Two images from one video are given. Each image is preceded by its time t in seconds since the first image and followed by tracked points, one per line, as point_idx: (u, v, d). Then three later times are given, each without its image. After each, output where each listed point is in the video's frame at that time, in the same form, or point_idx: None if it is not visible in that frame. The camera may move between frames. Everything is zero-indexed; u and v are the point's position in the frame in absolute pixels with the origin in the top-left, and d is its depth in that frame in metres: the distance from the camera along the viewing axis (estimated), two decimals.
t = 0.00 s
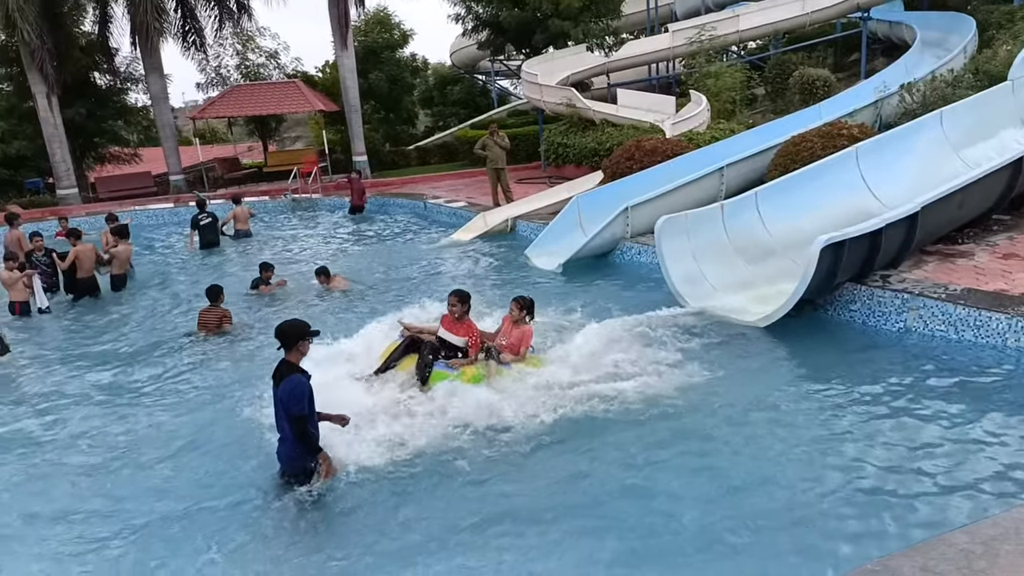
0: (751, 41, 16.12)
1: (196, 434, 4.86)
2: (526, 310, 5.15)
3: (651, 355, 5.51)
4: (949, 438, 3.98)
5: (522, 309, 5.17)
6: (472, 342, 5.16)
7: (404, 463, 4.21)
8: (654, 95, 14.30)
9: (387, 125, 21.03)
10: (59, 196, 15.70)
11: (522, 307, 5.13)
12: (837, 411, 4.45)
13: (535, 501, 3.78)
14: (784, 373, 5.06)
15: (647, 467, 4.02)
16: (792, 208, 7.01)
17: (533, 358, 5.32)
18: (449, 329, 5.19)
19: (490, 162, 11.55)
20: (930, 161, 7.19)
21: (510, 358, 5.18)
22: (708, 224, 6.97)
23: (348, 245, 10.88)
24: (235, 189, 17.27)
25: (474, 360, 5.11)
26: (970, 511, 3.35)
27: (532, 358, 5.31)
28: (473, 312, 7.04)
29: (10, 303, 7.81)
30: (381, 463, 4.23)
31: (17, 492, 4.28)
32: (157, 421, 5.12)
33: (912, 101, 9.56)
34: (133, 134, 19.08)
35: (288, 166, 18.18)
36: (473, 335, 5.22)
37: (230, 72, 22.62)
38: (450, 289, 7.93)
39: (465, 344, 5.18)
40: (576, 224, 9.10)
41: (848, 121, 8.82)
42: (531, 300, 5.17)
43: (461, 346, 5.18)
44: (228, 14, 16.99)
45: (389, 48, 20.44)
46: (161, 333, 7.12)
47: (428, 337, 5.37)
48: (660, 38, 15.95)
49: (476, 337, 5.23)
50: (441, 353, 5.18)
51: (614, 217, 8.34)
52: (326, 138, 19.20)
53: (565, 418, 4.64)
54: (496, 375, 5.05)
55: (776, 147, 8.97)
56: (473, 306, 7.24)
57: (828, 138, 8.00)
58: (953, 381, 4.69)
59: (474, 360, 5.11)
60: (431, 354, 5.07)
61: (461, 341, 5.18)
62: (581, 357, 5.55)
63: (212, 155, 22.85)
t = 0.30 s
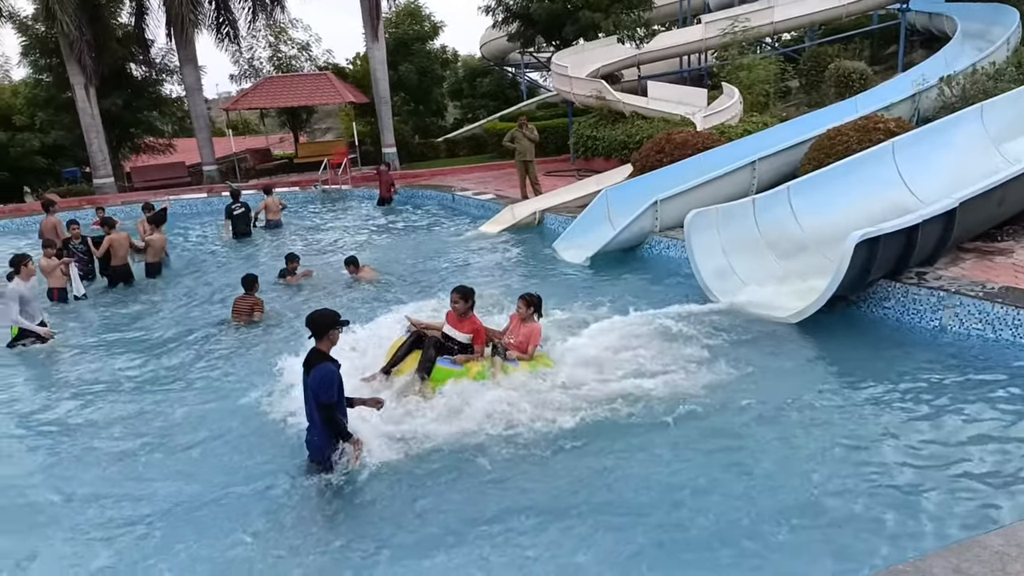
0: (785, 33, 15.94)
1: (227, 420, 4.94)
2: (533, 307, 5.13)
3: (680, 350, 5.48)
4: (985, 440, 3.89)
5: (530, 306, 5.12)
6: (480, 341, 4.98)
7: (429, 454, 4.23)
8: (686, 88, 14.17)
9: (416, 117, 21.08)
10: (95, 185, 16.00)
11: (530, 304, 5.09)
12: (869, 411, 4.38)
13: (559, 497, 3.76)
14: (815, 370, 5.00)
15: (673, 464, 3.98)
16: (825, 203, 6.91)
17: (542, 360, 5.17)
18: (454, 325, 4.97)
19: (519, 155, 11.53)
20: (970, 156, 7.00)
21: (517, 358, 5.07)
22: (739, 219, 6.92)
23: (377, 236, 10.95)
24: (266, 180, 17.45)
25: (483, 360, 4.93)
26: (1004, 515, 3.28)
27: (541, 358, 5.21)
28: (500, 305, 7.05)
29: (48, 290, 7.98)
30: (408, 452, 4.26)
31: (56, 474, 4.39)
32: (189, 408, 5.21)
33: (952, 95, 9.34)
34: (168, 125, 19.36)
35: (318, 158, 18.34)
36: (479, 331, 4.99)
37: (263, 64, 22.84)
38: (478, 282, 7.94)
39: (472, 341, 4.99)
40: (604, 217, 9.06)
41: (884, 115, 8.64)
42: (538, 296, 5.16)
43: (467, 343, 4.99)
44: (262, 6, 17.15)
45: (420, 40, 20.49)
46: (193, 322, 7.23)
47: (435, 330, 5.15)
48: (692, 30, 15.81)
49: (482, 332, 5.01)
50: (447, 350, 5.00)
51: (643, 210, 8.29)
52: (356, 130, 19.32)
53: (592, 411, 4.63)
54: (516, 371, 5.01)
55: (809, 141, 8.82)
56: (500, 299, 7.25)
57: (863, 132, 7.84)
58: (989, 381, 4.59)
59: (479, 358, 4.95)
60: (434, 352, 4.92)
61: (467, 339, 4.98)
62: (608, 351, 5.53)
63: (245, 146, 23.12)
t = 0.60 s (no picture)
0: (818, 25, 15.69)
1: (257, 410, 5.01)
2: (540, 305, 4.94)
3: (707, 347, 5.44)
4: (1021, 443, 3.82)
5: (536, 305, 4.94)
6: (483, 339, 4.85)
7: (454, 447, 4.24)
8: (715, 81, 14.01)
9: (444, 110, 21.10)
10: (129, 177, 16.27)
11: (535, 302, 4.91)
12: (901, 410, 4.30)
13: (584, 495, 3.75)
14: (845, 368, 4.93)
15: (699, 462, 3.96)
16: (858, 198, 6.79)
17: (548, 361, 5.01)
18: (458, 322, 4.84)
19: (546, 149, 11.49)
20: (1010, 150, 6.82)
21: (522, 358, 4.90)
22: (769, 214, 6.86)
23: (404, 229, 11.00)
24: (295, 173, 17.60)
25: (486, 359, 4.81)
26: None
27: (550, 357, 5.06)
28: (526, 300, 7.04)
29: (83, 280, 8.15)
30: (435, 444, 4.29)
31: (91, 460, 4.49)
32: (220, 397, 5.29)
33: (991, 88, 9.12)
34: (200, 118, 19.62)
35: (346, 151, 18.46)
36: (484, 328, 4.85)
37: (292, 57, 23.03)
38: (503, 275, 7.94)
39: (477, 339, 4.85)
40: (631, 211, 9.01)
41: (920, 109, 8.46)
42: (544, 294, 4.97)
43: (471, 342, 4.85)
44: None
45: (448, 33, 20.53)
46: (223, 312, 7.33)
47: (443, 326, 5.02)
48: (723, 22, 15.63)
49: (486, 330, 4.87)
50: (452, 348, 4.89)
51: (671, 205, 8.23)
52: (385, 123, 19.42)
53: (618, 407, 4.61)
54: (526, 371, 4.86)
55: (842, 135, 8.67)
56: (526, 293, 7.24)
57: (898, 126, 7.69)
58: None
59: (485, 355, 4.84)
60: (438, 350, 4.83)
61: (472, 337, 4.84)
62: (635, 347, 5.51)
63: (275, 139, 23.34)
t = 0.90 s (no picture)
0: (851, 19, 15.43)
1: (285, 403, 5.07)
2: (545, 303, 4.90)
3: (735, 345, 5.40)
4: None
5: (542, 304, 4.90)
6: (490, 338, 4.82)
7: (481, 442, 4.27)
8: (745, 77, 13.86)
9: (470, 106, 21.11)
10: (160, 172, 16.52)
11: (541, 302, 4.88)
12: (934, 411, 4.25)
13: (612, 492, 3.75)
14: (876, 368, 4.87)
15: (726, 461, 3.95)
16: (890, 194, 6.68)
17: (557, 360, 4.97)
18: (463, 323, 4.84)
19: (572, 145, 11.45)
20: None
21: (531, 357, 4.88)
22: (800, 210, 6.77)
23: (430, 225, 11.04)
24: (322, 169, 17.75)
25: (494, 359, 4.81)
26: None
27: (558, 357, 4.99)
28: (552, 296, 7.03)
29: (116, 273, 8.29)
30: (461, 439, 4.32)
31: (126, 451, 4.59)
32: (249, 390, 5.36)
33: None
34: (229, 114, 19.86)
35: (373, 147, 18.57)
36: (489, 327, 4.82)
37: (321, 54, 23.20)
38: (529, 271, 7.94)
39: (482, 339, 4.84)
40: (658, 207, 8.95)
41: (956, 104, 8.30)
42: (548, 291, 4.94)
43: (477, 342, 4.85)
44: None
45: (475, 29, 20.59)
46: (253, 306, 7.42)
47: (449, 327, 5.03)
48: (753, 16, 15.46)
49: (493, 329, 4.83)
50: (459, 349, 4.89)
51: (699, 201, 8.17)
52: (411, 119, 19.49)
53: (645, 405, 4.60)
54: (533, 372, 4.81)
55: (874, 131, 8.54)
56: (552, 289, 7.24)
57: (932, 122, 7.55)
58: None
59: (492, 355, 4.82)
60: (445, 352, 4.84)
61: (477, 337, 4.83)
62: (661, 345, 5.49)
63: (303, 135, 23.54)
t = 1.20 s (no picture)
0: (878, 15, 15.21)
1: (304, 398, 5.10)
2: (547, 302, 4.87)
3: (757, 345, 5.35)
4: None
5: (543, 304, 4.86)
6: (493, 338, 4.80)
7: (500, 440, 4.28)
8: (769, 74, 13.71)
9: (491, 103, 21.10)
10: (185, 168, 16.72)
11: (542, 301, 4.84)
12: (960, 415, 4.18)
13: (629, 493, 3.74)
14: (900, 370, 4.80)
15: (745, 463, 3.91)
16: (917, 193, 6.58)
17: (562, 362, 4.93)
18: (465, 326, 4.83)
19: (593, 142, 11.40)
20: None
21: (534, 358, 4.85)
22: (824, 209, 6.68)
23: (450, 222, 11.06)
24: (345, 165, 17.85)
25: (497, 360, 4.78)
26: None
27: (563, 359, 4.96)
28: (572, 294, 7.01)
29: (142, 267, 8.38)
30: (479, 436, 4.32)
31: (148, 444, 4.64)
32: (270, 385, 5.40)
33: None
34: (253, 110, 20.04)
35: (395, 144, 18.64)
36: (491, 328, 4.80)
37: (344, 51, 23.32)
38: (550, 269, 7.93)
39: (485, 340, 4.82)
40: (680, 205, 8.89)
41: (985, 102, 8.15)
42: (550, 290, 4.90)
43: (479, 343, 4.83)
44: None
45: (497, 26, 20.61)
46: (274, 302, 7.48)
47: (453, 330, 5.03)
48: (778, 12, 15.28)
49: (495, 329, 4.81)
50: (462, 352, 4.87)
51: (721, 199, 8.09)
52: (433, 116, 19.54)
53: (665, 405, 4.57)
54: (535, 374, 4.79)
55: (901, 129, 8.41)
56: (572, 287, 7.22)
57: (961, 120, 7.42)
58: None
59: (495, 357, 4.80)
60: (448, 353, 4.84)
61: (479, 338, 4.82)
62: (681, 344, 5.45)
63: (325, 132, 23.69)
